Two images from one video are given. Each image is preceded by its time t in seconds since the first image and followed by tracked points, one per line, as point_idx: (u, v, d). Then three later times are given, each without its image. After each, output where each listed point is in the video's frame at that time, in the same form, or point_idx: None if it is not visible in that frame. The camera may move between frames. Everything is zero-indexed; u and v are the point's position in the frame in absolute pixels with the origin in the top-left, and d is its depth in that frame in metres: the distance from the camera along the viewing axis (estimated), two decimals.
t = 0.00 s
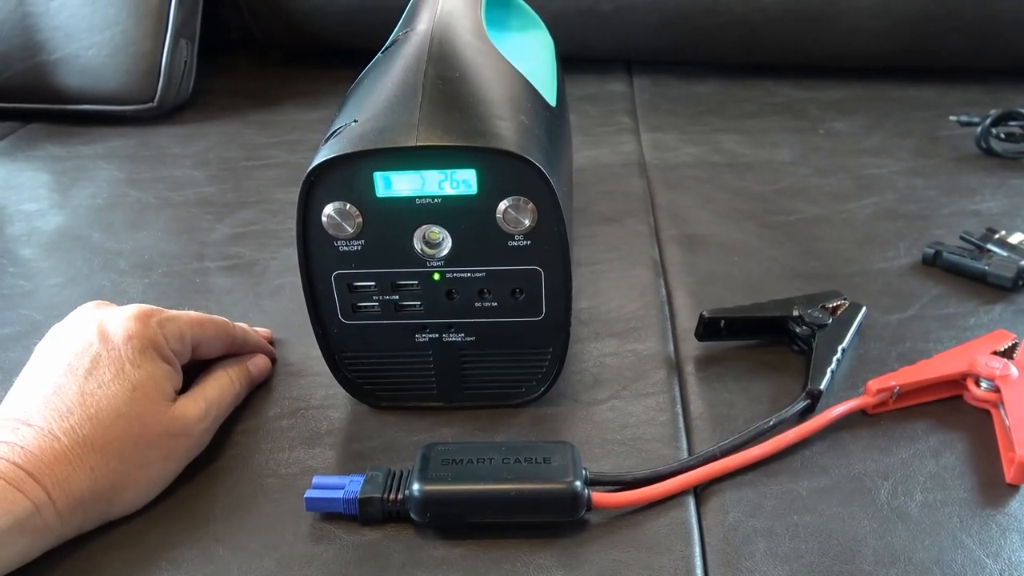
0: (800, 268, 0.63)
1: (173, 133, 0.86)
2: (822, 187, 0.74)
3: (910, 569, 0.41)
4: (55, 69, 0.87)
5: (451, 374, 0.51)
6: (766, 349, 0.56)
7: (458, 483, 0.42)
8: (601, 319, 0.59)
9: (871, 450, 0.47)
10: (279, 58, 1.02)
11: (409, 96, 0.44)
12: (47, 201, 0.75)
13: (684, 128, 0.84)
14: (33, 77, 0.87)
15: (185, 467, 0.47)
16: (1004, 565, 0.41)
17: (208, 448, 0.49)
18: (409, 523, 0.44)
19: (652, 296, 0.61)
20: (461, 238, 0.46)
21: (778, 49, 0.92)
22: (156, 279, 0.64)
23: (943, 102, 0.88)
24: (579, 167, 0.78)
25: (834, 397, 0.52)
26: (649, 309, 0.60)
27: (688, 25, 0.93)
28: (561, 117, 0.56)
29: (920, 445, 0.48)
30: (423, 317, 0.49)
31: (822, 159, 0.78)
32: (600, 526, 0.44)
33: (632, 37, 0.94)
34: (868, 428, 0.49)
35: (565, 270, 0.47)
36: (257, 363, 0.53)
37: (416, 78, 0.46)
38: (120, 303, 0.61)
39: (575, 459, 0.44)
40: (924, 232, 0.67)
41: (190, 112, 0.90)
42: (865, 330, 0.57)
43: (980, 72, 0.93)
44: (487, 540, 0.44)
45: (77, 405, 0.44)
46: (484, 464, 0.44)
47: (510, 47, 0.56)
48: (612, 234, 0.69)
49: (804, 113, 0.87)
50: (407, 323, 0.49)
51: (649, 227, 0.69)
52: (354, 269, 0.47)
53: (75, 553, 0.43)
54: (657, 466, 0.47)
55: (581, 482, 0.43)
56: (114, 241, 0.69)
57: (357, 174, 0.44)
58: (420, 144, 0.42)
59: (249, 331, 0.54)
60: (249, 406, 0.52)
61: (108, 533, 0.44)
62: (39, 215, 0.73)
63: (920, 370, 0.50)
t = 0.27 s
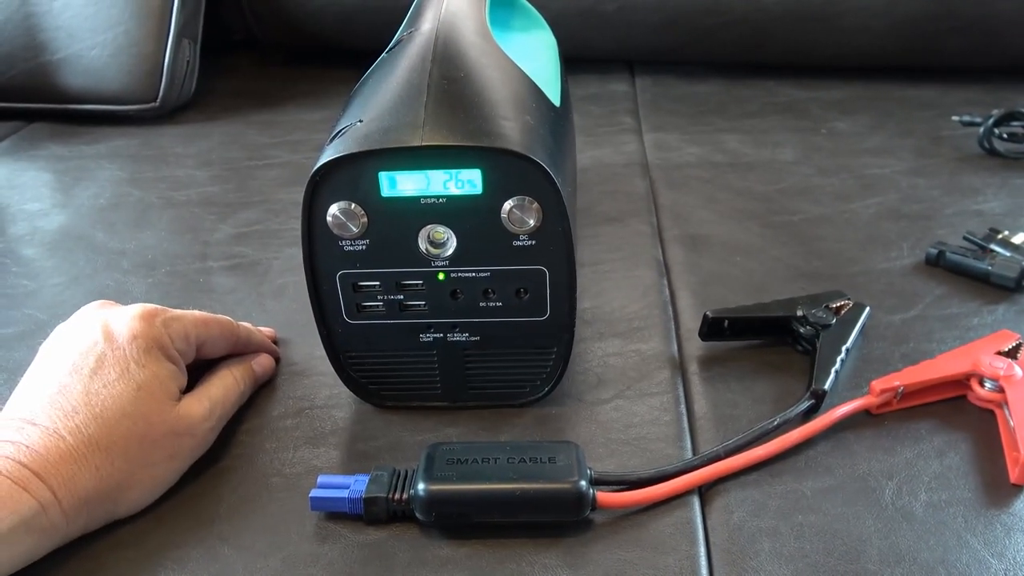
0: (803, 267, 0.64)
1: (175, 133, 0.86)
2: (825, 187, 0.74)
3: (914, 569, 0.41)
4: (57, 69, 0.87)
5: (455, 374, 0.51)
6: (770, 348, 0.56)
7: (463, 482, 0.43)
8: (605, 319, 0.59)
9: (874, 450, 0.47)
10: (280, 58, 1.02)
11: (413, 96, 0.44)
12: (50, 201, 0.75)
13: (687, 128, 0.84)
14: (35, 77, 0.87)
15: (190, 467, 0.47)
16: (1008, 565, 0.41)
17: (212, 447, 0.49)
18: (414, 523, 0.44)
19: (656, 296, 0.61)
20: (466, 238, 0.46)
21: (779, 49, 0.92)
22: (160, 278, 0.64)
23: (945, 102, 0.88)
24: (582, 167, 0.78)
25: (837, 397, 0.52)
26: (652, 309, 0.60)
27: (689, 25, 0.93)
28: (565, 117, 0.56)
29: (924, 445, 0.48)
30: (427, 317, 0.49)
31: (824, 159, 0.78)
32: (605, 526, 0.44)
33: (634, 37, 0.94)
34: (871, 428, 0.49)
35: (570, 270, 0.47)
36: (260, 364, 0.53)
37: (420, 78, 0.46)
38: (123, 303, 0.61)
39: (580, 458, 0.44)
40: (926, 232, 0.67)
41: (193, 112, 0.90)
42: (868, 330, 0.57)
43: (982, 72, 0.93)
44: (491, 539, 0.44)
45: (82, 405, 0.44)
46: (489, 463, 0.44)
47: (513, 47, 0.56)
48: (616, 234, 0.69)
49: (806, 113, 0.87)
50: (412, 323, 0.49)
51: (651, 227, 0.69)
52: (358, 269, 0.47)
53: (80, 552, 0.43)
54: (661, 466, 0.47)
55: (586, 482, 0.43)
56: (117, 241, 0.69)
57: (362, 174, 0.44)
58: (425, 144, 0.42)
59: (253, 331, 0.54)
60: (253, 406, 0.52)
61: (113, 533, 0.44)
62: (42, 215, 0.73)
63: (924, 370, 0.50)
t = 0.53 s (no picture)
0: (801, 268, 0.63)
1: (175, 134, 0.86)
2: (824, 187, 0.74)
3: (911, 569, 0.41)
4: (56, 70, 0.87)
5: (452, 375, 0.51)
6: (767, 349, 0.56)
7: (460, 484, 0.43)
8: (603, 320, 0.59)
9: (871, 450, 0.47)
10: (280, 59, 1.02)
11: (409, 98, 0.44)
12: (50, 202, 0.75)
13: (685, 128, 0.84)
14: (34, 79, 0.87)
15: (187, 468, 0.47)
16: (1005, 566, 0.41)
17: (210, 449, 0.49)
18: (410, 524, 0.44)
19: (654, 297, 0.61)
20: (462, 239, 0.46)
21: (779, 49, 0.92)
22: (158, 280, 0.64)
23: (944, 101, 0.88)
24: (580, 168, 0.78)
25: (835, 397, 0.52)
26: (650, 310, 0.60)
27: (688, 25, 0.93)
28: (562, 118, 0.56)
29: (921, 446, 0.48)
30: (424, 318, 0.49)
31: (823, 159, 0.78)
32: (601, 527, 0.44)
33: (633, 37, 0.94)
34: (868, 429, 0.49)
35: (566, 271, 0.47)
36: (257, 365, 0.53)
37: (417, 79, 0.46)
38: (122, 304, 0.61)
39: (576, 459, 0.44)
40: (925, 232, 0.67)
41: (192, 113, 0.90)
42: (866, 331, 0.57)
43: (982, 72, 0.93)
44: (488, 540, 0.44)
45: (78, 407, 0.44)
46: (486, 464, 0.44)
47: (511, 48, 0.56)
48: (614, 234, 0.69)
49: (805, 113, 0.87)
50: (409, 325, 0.50)
51: (650, 227, 0.69)
52: (355, 270, 0.47)
53: (76, 554, 0.43)
54: (658, 467, 0.47)
55: (582, 483, 0.43)
56: (116, 242, 0.69)
57: (358, 176, 0.44)
58: (421, 146, 0.42)
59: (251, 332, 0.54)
60: (251, 408, 0.52)
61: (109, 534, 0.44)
62: (41, 217, 0.73)
63: (921, 371, 0.50)
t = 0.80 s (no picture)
0: (802, 268, 0.64)
1: (175, 134, 0.86)
2: (825, 187, 0.74)
3: (913, 569, 0.41)
4: (57, 70, 0.87)
5: (454, 375, 0.51)
6: (769, 349, 0.56)
7: (462, 484, 0.43)
8: (604, 320, 0.59)
9: (873, 450, 0.47)
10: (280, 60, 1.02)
11: (411, 98, 0.44)
12: (51, 202, 0.75)
13: (686, 128, 0.84)
14: (35, 79, 0.87)
15: (190, 468, 0.47)
16: (1007, 566, 0.41)
17: (212, 449, 0.49)
18: (412, 524, 0.44)
19: (655, 297, 0.61)
20: (465, 239, 0.46)
21: (779, 48, 0.92)
22: (160, 280, 0.64)
23: (945, 101, 0.88)
24: (581, 168, 0.78)
25: (836, 397, 0.52)
26: (651, 310, 0.60)
27: (689, 25, 0.93)
28: (564, 118, 0.56)
29: (923, 445, 0.48)
30: (426, 319, 0.49)
31: (824, 159, 0.78)
32: (603, 528, 0.44)
33: (633, 37, 0.94)
34: (870, 429, 0.49)
35: (568, 271, 0.47)
36: (260, 365, 0.53)
37: (419, 80, 0.46)
38: (123, 305, 0.61)
39: (579, 459, 0.44)
40: (926, 232, 0.67)
41: (193, 113, 0.90)
42: (868, 331, 0.57)
43: (982, 72, 0.93)
44: (490, 540, 0.44)
45: (81, 407, 0.44)
46: (488, 464, 0.44)
47: (513, 48, 0.56)
48: (615, 234, 0.69)
49: (806, 113, 0.87)
50: (411, 325, 0.50)
51: (651, 227, 0.69)
52: (357, 270, 0.47)
53: (79, 554, 0.43)
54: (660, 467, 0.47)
55: (585, 483, 0.43)
56: (118, 242, 0.69)
57: (360, 176, 0.44)
58: (423, 146, 0.42)
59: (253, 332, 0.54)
60: (253, 408, 0.52)
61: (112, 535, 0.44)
62: (42, 217, 0.73)
63: (923, 370, 0.50)
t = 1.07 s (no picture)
0: (804, 267, 0.63)
1: (177, 134, 0.86)
2: (826, 187, 0.74)
3: (915, 569, 0.41)
4: (59, 70, 0.88)
5: (456, 374, 0.51)
6: (771, 349, 0.56)
7: (463, 483, 0.43)
8: (606, 319, 0.59)
9: (875, 450, 0.47)
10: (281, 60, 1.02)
11: (413, 97, 0.44)
12: (53, 202, 0.75)
13: (688, 128, 0.84)
14: (36, 79, 0.87)
15: (192, 468, 0.48)
16: (1009, 565, 0.41)
17: (214, 448, 0.49)
18: (415, 524, 0.44)
19: (657, 296, 0.61)
20: (467, 238, 0.46)
21: (781, 48, 0.92)
22: (162, 280, 0.64)
23: (946, 101, 0.88)
24: (583, 168, 0.78)
25: (838, 397, 0.52)
26: (653, 309, 0.60)
27: (690, 25, 0.93)
28: (566, 118, 0.56)
29: (925, 445, 0.48)
30: (428, 318, 0.49)
31: (825, 158, 0.78)
32: (606, 527, 0.44)
33: (634, 37, 0.94)
34: (873, 428, 0.49)
35: (570, 271, 0.47)
36: (261, 365, 0.53)
37: (421, 79, 0.46)
38: (125, 304, 0.61)
39: (581, 459, 0.44)
40: (928, 232, 0.67)
41: (194, 113, 0.90)
42: (870, 331, 0.57)
43: (984, 72, 0.93)
44: (492, 540, 0.44)
45: (83, 407, 0.44)
46: (490, 463, 0.44)
47: (514, 48, 0.56)
48: (617, 234, 0.69)
49: (808, 113, 0.87)
50: (413, 324, 0.50)
51: (652, 227, 0.69)
52: (359, 270, 0.47)
53: (81, 553, 0.43)
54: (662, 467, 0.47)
55: (587, 482, 0.43)
56: (120, 242, 0.69)
57: (362, 176, 0.44)
58: (425, 145, 0.42)
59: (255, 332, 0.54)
60: (254, 407, 0.52)
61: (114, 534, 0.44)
62: (44, 217, 0.73)
63: (925, 370, 0.50)
